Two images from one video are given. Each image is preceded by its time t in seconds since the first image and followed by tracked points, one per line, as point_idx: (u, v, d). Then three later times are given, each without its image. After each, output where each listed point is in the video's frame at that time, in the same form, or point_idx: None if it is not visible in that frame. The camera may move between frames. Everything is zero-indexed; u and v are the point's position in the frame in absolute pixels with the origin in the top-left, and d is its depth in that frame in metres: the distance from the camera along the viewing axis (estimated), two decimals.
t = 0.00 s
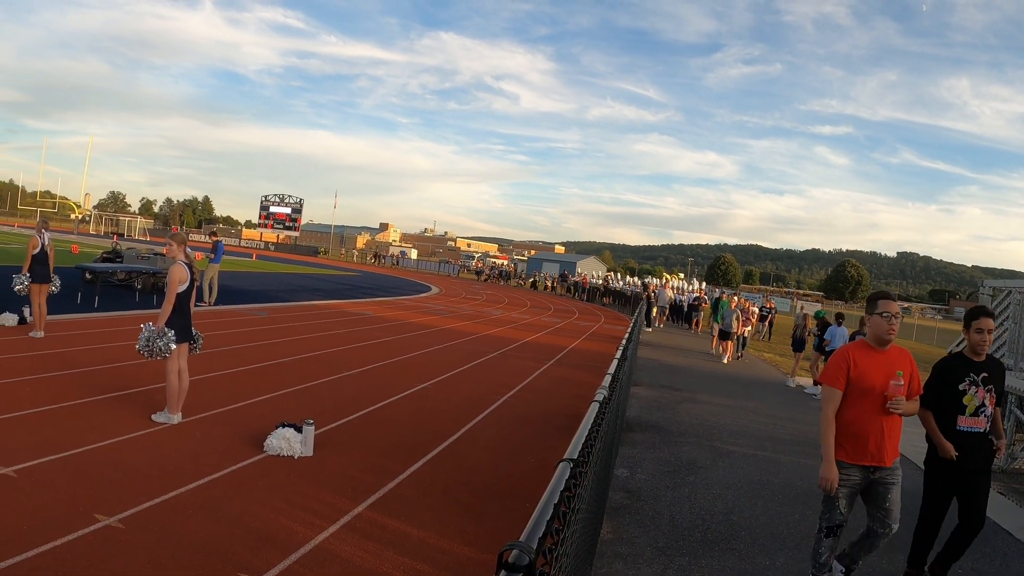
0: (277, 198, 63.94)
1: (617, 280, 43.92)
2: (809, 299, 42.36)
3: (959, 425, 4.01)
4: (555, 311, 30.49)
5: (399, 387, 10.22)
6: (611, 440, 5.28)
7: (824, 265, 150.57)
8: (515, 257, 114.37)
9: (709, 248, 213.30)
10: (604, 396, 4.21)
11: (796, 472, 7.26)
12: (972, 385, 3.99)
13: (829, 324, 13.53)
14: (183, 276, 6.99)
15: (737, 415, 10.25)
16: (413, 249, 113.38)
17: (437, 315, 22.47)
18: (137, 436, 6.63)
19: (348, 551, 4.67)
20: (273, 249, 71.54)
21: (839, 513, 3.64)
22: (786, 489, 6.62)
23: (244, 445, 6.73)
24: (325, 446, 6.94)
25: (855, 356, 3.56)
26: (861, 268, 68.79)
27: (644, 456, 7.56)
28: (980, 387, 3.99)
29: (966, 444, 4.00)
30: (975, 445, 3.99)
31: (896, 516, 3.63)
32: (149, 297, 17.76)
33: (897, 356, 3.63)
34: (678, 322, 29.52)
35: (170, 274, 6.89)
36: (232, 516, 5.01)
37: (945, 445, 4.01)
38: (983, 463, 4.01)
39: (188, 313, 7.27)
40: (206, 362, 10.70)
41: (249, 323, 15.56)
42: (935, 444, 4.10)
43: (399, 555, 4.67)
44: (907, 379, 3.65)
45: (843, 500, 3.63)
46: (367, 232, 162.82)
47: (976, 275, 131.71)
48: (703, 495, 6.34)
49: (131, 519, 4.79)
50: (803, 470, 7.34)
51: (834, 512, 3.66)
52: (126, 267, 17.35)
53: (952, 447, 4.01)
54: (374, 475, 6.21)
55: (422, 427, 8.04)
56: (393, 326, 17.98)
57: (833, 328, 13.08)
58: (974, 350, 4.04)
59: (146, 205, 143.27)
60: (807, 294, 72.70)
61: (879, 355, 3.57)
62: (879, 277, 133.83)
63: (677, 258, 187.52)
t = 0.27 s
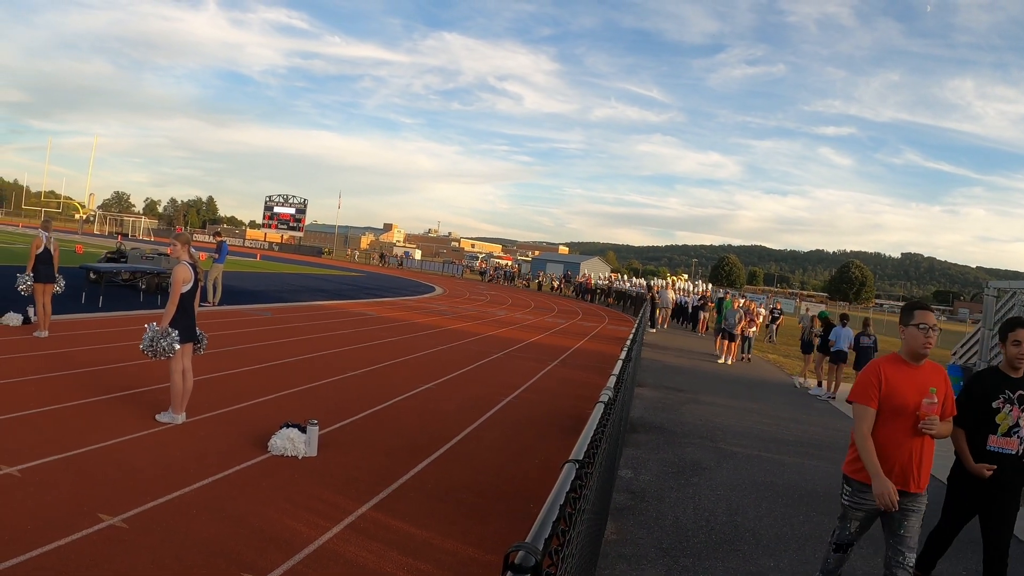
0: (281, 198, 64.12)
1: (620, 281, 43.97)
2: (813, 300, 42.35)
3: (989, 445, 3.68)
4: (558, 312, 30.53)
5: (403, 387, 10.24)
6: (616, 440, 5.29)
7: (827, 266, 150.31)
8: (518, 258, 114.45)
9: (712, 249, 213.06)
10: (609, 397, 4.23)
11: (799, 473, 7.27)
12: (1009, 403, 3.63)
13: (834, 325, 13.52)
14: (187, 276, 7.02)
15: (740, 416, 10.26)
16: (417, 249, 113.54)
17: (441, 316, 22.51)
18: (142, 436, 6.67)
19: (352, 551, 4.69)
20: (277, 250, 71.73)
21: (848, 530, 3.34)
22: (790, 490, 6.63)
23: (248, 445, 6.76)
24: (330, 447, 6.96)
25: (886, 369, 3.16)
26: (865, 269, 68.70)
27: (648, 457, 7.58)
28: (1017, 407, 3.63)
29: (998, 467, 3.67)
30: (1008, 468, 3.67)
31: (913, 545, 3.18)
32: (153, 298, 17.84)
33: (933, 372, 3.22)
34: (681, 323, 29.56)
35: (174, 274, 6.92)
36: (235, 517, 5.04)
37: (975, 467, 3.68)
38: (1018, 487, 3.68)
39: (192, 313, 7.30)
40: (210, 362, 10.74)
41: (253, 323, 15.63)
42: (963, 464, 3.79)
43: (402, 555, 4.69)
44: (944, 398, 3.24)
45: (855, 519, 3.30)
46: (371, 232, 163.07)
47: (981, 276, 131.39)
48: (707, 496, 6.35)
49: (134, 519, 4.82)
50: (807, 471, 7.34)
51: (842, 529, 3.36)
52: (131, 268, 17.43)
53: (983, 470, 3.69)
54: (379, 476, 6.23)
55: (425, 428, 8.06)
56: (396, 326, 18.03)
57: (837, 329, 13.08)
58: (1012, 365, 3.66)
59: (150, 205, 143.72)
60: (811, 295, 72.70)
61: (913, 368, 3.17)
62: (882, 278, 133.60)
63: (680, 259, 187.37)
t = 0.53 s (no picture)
0: (286, 199, 64.31)
1: (625, 281, 43.90)
2: (818, 299, 42.27)
3: None
4: (563, 312, 30.56)
5: (408, 388, 10.27)
6: (621, 441, 5.30)
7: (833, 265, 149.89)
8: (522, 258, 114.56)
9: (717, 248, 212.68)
10: (615, 397, 4.24)
11: (805, 472, 7.27)
12: None
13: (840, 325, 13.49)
14: (192, 277, 7.07)
15: (745, 416, 10.26)
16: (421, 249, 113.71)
17: (446, 316, 22.56)
18: (147, 437, 6.71)
19: (357, 552, 4.72)
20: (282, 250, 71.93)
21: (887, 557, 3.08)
22: (796, 490, 6.64)
23: (254, 445, 6.80)
24: (335, 447, 7.00)
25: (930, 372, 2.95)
26: (870, 268, 68.50)
27: (654, 457, 7.59)
28: None
29: None
30: None
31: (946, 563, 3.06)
32: (159, 298, 17.94)
33: (984, 376, 2.99)
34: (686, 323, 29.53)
35: (179, 275, 6.96)
36: (241, 517, 5.07)
37: None
38: None
39: (197, 314, 7.35)
40: (216, 362, 10.79)
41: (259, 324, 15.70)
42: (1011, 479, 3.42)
43: (408, 555, 4.72)
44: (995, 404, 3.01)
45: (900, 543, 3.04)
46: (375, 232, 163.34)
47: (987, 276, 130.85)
48: (713, 496, 6.35)
49: (140, 520, 4.86)
50: (813, 471, 7.35)
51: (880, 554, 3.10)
52: (136, 268, 17.53)
53: None
54: (384, 476, 6.26)
55: (431, 428, 8.09)
56: (402, 326, 18.08)
57: (842, 328, 13.07)
58: None
59: (156, 206, 144.30)
60: (815, 294, 72.50)
61: (961, 374, 2.94)
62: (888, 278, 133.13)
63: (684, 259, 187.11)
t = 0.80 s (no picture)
0: (294, 203, 64.62)
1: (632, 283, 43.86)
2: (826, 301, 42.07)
3: None
4: (570, 315, 30.56)
5: (417, 392, 10.31)
6: (630, 444, 5.31)
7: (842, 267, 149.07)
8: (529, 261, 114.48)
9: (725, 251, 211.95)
10: (624, 401, 4.25)
11: (815, 475, 7.25)
12: None
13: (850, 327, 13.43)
14: (201, 281, 7.13)
15: (755, 418, 10.24)
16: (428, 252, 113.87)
17: (454, 319, 22.61)
18: (157, 441, 6.77)
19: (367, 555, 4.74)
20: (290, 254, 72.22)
21: None
22: (806, 493, 6.62)
23: (264, 449, 6.84)
24: (343, 451, 7.03)
25: (965, 391, 2.67)
26: (879, 269, 68.09)
27: (663, 460, 7.59)
28: None
29: None
30: None
31: None
32: (168, 303, 18.06)
33: None
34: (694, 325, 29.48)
35: (189, 279, 7.02)
36: (251, 521, 5.10)
37: None
38: None
39: (206, 318, 7.40)
40: (226, 367, 10.87)
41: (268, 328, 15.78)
42: None
43: (417, 559, 4.74)
44: None
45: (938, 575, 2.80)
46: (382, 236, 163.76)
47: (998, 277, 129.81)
48: (723, 499, 6.35)
49: (150, 523, 4.91)
50: (823, 474, 7.33)
51: None
52: (145, 273, 17.66)
53: None
54: (394, 480, 6.28)
55: (440, 432, 8.11)
56: (409, 330, 18.14)
57: (851, 331, 13.02)
58: None
59: (165, 211, 145.25)
60: (824, 296, 72.18)
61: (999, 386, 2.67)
62: (898, 279, 132.36)
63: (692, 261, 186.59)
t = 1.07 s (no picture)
0: (301, 204, 64.86)
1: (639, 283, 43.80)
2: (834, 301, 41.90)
3: None
4: (577, 315, 30.57)
5: (425, 392, 10.36)
6: (638, 445, 5.33)
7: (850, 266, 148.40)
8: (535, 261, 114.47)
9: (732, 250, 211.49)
10: (632, 401, 4.27)
11: (823, 475, 7.25)
12: None
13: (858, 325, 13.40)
14: (209, 283, 7.19)
15: (761, 418, 10.24)
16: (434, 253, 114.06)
17: (461, 320, 22.67)
18: (166, 442, 6.84)
19: (375, 556, 4.78)
20: (297, 255, 72.57)
21: None
22: (815, 493, 6.62)
23: (273, 450, 6.90)
24: (351, 452, 7.08)
25: (1005, 401, 2.21)
26: (887, 268, 67.78)
27: (670, 460, 7.60)
28: None
29: None
30: None
31: None
32: (176, 304, 18.19)
33: None
34: (701, 324, 29.45)
35: (196, 281, 7.09)
36: (259, 523, 5.16)
37: None
38: None
39: (214, 319, 7.46)
40: (234, 368, 10.94)
41: (275, 329, 15.87)
42: None
43: (426, 560, 4.78)
44: None
45: None
46: (389, 237, 164.09)
47: (1007, 275, 128.94)
48: (730, 499, 6.36)
49: (158, 525, 4.96)
50: (830, 473, 7.34)
51: None
52: (152, 275, 17.79)
53: None
54: (402, 481, 6.32)
55: (447, 432, 8.16)
56: (416, 330, 18.18)
57: (859, 330, 13.00)
58: None
59: (172, 213, 146.21)
60: (831, 295, 71.89)
61: None
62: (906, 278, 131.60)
63: (699, 261, 186.13)
